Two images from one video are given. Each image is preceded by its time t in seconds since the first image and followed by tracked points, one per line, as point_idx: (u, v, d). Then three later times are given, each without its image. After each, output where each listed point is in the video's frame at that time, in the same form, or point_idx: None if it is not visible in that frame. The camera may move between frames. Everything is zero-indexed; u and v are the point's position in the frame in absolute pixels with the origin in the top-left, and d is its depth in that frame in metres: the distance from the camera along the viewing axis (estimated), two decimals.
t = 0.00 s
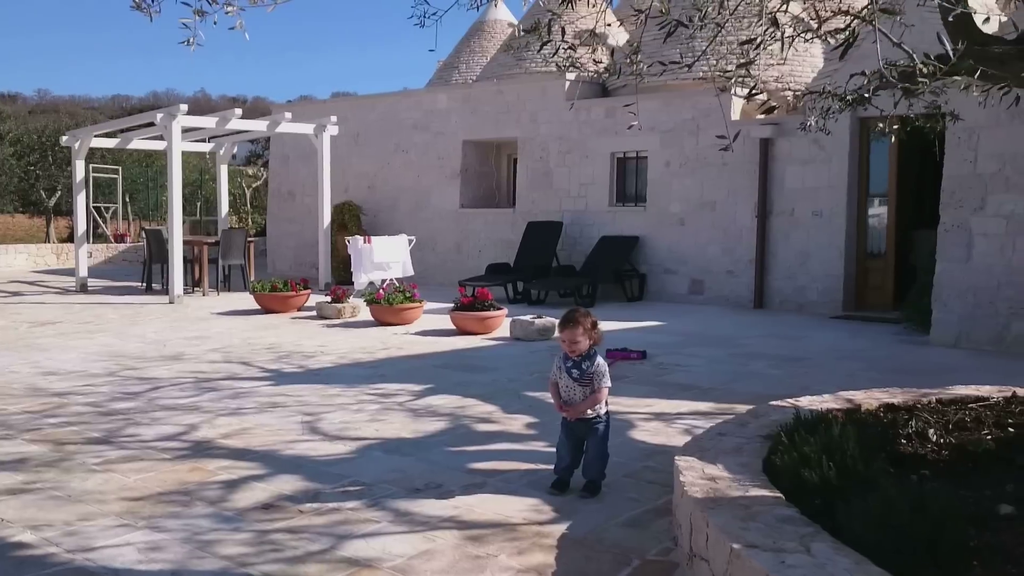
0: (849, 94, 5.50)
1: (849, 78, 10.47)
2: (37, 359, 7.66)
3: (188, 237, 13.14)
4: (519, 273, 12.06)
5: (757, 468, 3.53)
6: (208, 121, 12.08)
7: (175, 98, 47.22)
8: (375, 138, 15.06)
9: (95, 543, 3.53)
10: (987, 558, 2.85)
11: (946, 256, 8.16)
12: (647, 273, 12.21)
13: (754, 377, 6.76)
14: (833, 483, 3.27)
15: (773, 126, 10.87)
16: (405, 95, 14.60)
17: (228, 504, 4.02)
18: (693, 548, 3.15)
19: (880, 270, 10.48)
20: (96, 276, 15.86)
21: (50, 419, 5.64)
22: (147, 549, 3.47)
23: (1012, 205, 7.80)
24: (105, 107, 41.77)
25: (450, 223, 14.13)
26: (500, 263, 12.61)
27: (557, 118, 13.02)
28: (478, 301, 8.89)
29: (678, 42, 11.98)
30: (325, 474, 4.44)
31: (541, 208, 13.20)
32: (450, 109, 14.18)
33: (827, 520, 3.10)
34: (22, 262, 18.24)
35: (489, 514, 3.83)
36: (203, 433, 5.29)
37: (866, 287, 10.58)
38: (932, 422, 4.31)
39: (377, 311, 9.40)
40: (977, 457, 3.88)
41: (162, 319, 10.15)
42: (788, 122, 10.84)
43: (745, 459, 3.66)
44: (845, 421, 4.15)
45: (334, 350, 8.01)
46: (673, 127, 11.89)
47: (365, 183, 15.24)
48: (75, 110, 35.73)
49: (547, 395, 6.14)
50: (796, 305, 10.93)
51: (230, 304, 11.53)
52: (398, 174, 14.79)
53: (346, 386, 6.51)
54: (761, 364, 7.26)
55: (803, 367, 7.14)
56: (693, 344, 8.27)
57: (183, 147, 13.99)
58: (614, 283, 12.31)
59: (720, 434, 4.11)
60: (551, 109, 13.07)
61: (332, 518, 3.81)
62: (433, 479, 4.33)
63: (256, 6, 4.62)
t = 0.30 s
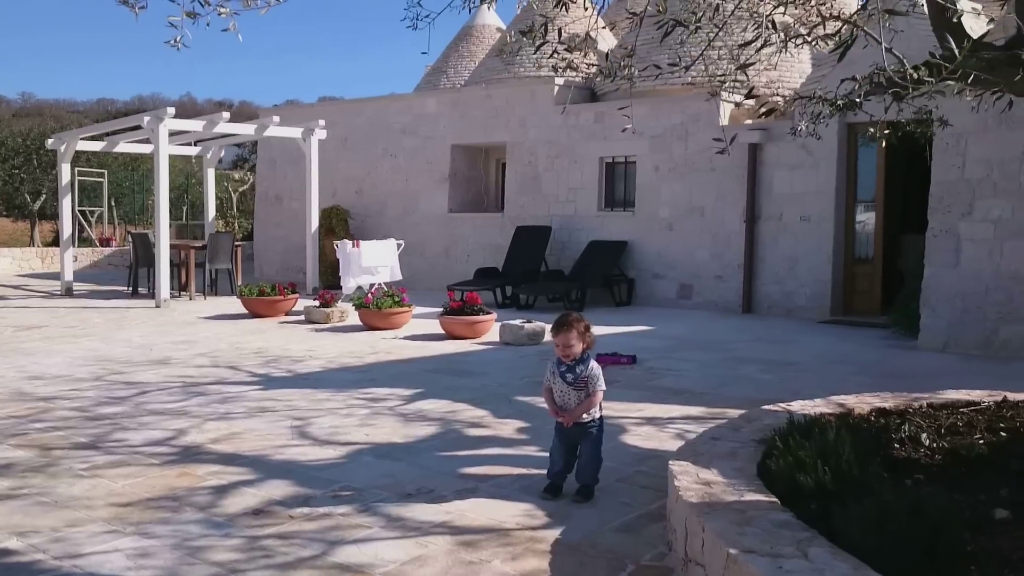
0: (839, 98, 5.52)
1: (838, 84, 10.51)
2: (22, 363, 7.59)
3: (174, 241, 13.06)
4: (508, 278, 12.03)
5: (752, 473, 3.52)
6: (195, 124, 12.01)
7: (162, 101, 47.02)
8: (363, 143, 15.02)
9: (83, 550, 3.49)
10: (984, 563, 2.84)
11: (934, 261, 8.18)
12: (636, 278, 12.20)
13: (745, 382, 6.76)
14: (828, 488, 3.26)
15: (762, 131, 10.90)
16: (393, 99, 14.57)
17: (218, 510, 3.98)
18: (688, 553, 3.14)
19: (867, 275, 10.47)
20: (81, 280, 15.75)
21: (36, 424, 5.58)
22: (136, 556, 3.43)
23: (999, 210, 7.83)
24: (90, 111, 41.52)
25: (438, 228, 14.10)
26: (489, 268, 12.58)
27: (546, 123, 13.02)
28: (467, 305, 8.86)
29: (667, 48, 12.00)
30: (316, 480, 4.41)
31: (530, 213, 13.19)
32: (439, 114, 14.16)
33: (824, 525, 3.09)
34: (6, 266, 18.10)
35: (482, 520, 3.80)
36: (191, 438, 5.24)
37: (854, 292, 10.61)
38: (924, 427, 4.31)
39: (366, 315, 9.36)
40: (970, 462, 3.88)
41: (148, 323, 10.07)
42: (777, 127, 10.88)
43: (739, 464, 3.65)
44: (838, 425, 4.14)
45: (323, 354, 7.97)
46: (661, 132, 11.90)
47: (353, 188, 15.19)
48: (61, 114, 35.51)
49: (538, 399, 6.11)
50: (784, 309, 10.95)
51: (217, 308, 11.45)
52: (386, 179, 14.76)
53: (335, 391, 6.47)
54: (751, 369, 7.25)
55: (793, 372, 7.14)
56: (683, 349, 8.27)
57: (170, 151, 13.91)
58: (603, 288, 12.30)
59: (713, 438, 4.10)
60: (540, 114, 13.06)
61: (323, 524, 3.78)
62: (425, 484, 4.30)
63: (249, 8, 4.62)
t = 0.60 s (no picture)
0: (834, 105, 5.54)
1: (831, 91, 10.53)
2: (13, 369, 7.54)
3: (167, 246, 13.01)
4: (502, 284, 12.02)
5: (748, 478, 3.51)
6: (189, 129, 11.98)
7: (154, 107, 46.94)
8: (357, 149, 15.01)
9: (75, 556, 3.46)
10: (983, 569, 2.83)
11: (928, 267, 8.20)
12: (629, 284, 12.20)
13: (739, 388, 6.75)
14: (826, 493, 3.25)
15: (756, 138, 10.93)
16: (387, 105, 14.57)
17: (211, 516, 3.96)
18: (685, 560, 3.12)
19: (860, 282, 10.51)
20: (72, 285, 15.68)
21: (28, 429, 5.54)
22: (129, 562, 3.40)
23: (992, 217, 7.86)
24: (82, 116, 41.40)
25: (432, 234, 14.09)
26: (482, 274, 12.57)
27: (540, 129, 13.02)
28: (461, 311, 8.85)
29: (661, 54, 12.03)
30: (310, 486, 4.38)
31: (523, 219, 13.18)
32: (433, 120, 14.15)
33: (822, 531, 3.08)
34: None
35: (477, 526, 3.78)
36: (184, 444, 5.21)
37: (848, 298, 10.63)
38: (920, 433, 4.31)
39: (359, 321, 9.33)
40: (967, 467, 3.88)
41: (140, 328, 10.03)
42: (770, 134, 10.91)
43: (736, 470, 3.64)
44: (833, 431, 4.14)
45: (317, 360, 7.94)
46: (655, 139, 11.91)
47: (346, 194, 15.18)
48: (53, 119, 35.40)
49: (532, 405, 6.10)
50: (777, 316, 10.96)
51: (209, 314, 11.40)
52: (379, 185, 14.74)
53: (329, 397, 6.44)
54: (746, 375, 7.25)
55: (787, 378, 7.13)
56: (677, 355, 8.26)
57: (163, 156, 13.87)
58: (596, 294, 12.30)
59: (709, 444, 4.09)
60: (534, 120, 13.06)
61: (318, 530, 3.76)
62: (420, 490, 4.28)
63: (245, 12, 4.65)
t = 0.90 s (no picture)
0: (833, 113, 5.55)
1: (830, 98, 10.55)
2: (12, 376, 7.53)
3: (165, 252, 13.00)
4: (501, 290, 12.02)
5: (749, 486, 3.51)
6: (188, 136, 11.97)
7: (152, 113, 46.97)
8: (356, 155, 15.01)
9: (75, 564, 3.45)
10: None
11: (926, 274, 8.21)
12: (628, 290, 12.21)
13: (738, 395, 6.75)
14: (827, 501, 3.25)
15: (754, 145, 10.94)
16: (386, 112, 14.58)
17: (211, 524, 3.95)
18: (686, 567, 3.12)
19: (859, 288, 10.54)
20: (70, 292, 15.65)
21: (27, 437, 5.54)
22: (129, 570, 3.40)
23: (991, 224, 7.87)
24: (81, 123, 41.40)
25: (430, 240, 14.09)
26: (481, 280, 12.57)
27: (538, 136, 13.03)
28: (460, 318, 8.85)
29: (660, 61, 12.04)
30: (310, 494, 4.38)
31: (522, 225, 13.19)
32: (431, 126, 14.16)
33: (822, 539, 3.08)
34: None
35: (478, 534, 3.78)
36: (183, 451, 5.21)
37: (846, 304, 10.65)
38: (920, 440, 4.31)
39: (358, 327, 9.33)
40: (967, 475, 3.88)
41: (139, 335, 10.01)
42: (769, 141, 10.93)
43: (737, 477, 3.64)
44: (834, 438, 4.14)
45: (315, 367, 7.94)
46: (653, 145, 11.93)
47: (344, 200, 15.18)
48: (51, 126, 35.40)
49: (531, 412, 6.09)
50: (776, 322, 10.97)
51: (209, 320, 11.40)
52: (378, 191, 14.75)
53: (328, 404, 6.43)
54: (745, 382, 7.25)
55: (787, 385, 7.13)
56: (677, 362, 8.26)
57: (161, 162, 13.86)
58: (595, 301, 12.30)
59: (710, 451, 4.09)
60: (532, 126, 13.07)
61: (318, 538, 3.75)
62: (419, 498, 4.28)
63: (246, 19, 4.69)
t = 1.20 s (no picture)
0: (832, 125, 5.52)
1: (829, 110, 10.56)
2: (9, 387, 7.50)
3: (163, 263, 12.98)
4: (499, 301, 12.01)
5: (752, 501, 3.49)
6: (186, 146, 11.96)
7: (150, 123, 47.00)
8: (354, 166, 15.01)
9: None
10: None
11: (925, 286, 8.21)
12: (626, 301, 12.20)
13: (738, 407, 6.73)
14: (830, 516, 3.24)
15: (753, 156, 10.95)
16: (384, 122, 14.59)
17: (210, 538, 3.93)
18: None
19: (857, 299, 10.55)
20: (67, 302, 15.62)
21: (24, 449, 5.51)
22: None
23: (990, 235, 7.87)
24: (79, 133, 41.37)
25: (429, 251, 14.08)
26: (479, 291, 12.55)
27: (537, 147, 13.03)
28: (459, 329, 8.83)
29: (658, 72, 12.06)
30: (309, 508, 4.35)
31: (520, 236, 13.18)
32: (430, 137, 14.17)
33: (826, 555, 3.07)
34: None
35: (478, 548, 3.76)
36: (181, 464, 5.18)
37: (845, 315, 10.64)
38: (922, 453, 4.30)
39: (356, 339, 9.31)
40: (969, 489, 3.87)
41: (136, 346, 9.98)
42: (767, 152, 10.93)
43: (739, 491, 3.62)
44: (836, 452, 4.13)
45: (314, 379, 7.91)
46: (652, 156, 11.94)
47: (343, 211, 15.18)
48: (49, 136, 35.38)
49: (531, 424, 6.07)
50: (774, 333, 10.96)
51: (207, 331, 11.37)
52: (376, 202, 14.74)
53: (327, 416, 6.41)
54: (745, 393, 7.23)
55: (787, 397, 7.11)
56: (677, 374, 8.24)
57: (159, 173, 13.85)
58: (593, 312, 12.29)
59: (711, 465, 4.07)
60: (531, 137, 13.08)
61: (318, 553, 3.73)
62: (419, 512, 4.25)
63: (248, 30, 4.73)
